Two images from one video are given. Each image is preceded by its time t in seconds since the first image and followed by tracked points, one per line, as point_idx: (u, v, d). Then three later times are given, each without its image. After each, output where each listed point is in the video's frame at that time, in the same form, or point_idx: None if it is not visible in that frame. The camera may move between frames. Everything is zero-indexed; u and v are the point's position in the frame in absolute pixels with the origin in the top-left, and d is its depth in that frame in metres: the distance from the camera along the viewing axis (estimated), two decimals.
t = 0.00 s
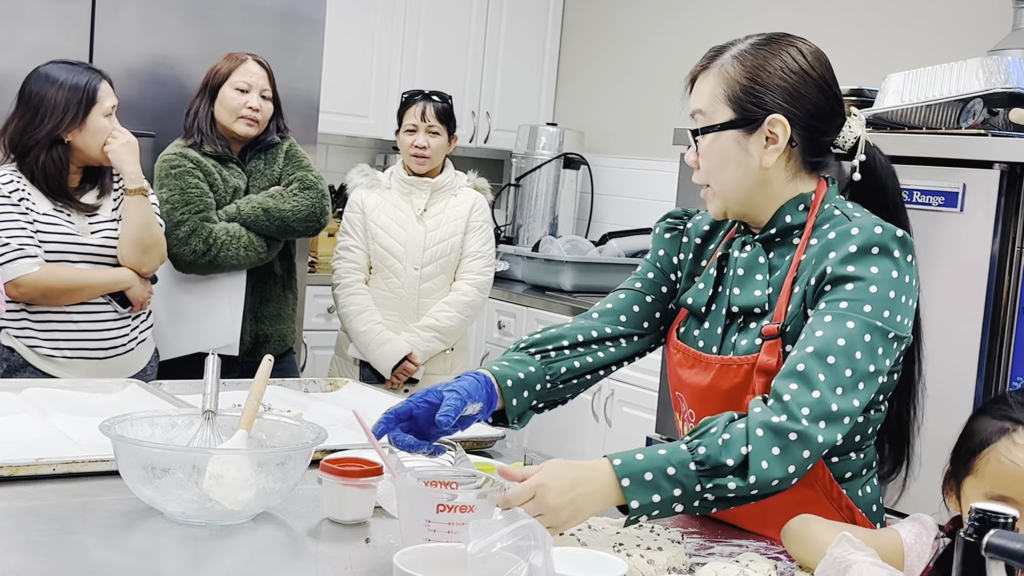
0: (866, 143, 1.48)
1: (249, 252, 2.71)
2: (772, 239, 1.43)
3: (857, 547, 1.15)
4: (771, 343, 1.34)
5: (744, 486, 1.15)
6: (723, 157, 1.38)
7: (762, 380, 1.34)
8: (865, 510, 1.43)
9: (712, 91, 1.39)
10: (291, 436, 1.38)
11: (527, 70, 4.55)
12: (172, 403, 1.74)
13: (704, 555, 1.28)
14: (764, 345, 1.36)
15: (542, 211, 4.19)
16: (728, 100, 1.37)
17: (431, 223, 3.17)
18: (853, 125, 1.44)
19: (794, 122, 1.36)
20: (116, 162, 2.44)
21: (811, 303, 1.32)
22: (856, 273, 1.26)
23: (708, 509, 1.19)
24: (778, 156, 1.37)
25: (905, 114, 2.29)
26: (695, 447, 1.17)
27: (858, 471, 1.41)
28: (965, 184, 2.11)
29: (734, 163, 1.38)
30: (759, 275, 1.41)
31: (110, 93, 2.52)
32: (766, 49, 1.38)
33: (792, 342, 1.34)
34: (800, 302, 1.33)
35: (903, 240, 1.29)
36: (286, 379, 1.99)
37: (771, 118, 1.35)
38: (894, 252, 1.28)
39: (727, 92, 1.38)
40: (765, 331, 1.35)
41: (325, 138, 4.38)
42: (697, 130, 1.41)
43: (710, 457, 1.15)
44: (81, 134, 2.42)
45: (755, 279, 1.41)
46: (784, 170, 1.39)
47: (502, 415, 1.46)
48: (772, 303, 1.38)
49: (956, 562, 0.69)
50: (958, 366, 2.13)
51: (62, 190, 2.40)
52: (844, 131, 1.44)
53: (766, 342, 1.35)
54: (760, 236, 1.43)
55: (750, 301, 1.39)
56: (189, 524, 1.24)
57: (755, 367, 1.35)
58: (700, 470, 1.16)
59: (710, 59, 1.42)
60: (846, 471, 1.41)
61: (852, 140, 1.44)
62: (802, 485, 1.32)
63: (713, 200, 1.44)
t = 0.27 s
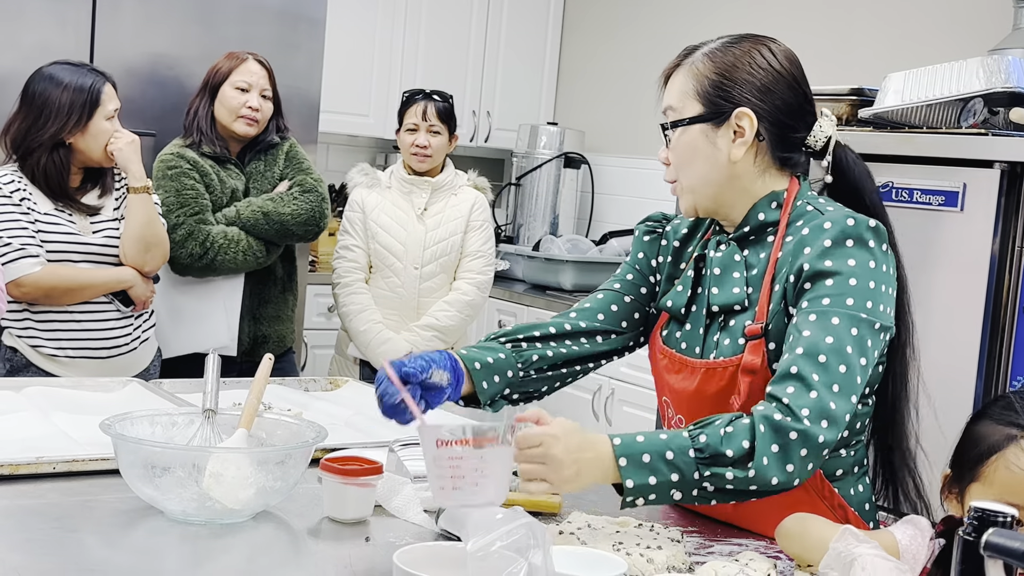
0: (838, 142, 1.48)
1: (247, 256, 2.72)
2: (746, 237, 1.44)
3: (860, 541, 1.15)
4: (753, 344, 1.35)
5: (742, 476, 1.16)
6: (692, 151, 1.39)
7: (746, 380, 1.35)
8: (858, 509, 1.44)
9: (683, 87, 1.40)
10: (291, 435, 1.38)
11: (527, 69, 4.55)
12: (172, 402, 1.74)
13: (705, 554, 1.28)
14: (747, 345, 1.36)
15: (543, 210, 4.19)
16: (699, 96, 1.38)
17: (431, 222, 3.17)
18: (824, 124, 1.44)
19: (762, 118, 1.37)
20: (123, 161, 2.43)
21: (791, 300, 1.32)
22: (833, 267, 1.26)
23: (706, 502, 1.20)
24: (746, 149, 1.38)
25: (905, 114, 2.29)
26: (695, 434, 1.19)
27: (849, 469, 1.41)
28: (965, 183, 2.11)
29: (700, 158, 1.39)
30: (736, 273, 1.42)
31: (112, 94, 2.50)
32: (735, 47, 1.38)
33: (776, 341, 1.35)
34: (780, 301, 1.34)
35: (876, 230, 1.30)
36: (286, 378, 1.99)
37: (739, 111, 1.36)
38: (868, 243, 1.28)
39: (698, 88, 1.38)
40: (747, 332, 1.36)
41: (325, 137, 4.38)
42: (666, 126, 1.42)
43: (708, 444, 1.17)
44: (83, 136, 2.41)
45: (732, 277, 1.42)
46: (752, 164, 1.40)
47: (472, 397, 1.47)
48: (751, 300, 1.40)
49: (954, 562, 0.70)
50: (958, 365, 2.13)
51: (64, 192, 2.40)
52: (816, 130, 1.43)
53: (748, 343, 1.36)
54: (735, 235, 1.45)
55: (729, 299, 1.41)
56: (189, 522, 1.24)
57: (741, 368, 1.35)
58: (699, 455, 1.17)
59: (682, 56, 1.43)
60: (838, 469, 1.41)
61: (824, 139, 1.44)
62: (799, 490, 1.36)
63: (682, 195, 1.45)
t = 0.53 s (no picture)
0: (798, 140, 1.50)
1: (247, 262, 2.74)
2: (714, 235, 1.45)
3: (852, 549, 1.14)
4: (721, 337, 1.37)
5: (673, 429, 1.21)
6: (656, 156, 1.40)
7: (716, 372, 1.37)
8: (841, 493, 1.46)
9: (644, 95, 1.41)
10: (292, 434, 1.38)
11: (528, 70, 4.55)
12: (174, 401, 1.75)
13: (704, 553, 1.28)
14: (716, 339, 1.39)
15: (543, 210, 4.20)
16: (660, 102, 1.39)
17: (430, 221, 3.18)
18: (785, 121, 1.45)
19: (721, 120, 1.38)
20: (123, 162, 2.44)
21: (751, 288, 1.36)
22: (786, 254, 1.31)
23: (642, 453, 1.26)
24: (708, 151, 1.39)
25: (905, 113, 2.29)
26: (639, 385, 1.24)
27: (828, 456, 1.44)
28: (965, 183, 2.11)
29: (665, 162, 1.40)
30: (704, 270, 1.44)
31: (114, 95, 2.50)
32: (693, 54, 1.40)
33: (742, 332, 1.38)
34: (742, 290, 1.38)
35: (829, 218, 1.34)
36: (287, 377, 2.00)
37: (698, 115, 1.37)
38: (822, 231, 1.33)
39: (659, 95, 1.40)
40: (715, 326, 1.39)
41: (326, 137, 4.38)
42: (630, 135, 1.43)
43: (649, 396, 1.23)
44: (86, 139, 2.40)
45: (701, 273, 1.45)
46: (716, 165, 1.41)
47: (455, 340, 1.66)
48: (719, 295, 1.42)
49: (953, 562, 0.70)
50: (958, 365, 2.13)
51: (67, 194, 2.40)
52: (776, 127, 1.44)
53: (715, 336, 1.39)
54: (703, 233, 1.47)
55: (697, 294, 1.43)
56: (190, 521, 1.24)
57: (710, 362, 1.37)
58: (638, 405, 1.23)
59: (644, 63, 1.45)
60: (817, 455, 1.44)
61: (785, 136, 1.44)
62: (776, 468, 1.37)
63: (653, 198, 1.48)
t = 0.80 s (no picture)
0: (737, 137, 1.56)
1: (247, 264, 2.73)
2: (655, 231, 1.53)
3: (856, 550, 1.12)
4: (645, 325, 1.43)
5: (546, 395, 1.29)
6: (603, 157, 1.47)
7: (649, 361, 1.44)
8: (778, 474, 1.54)
9: (590, 100, 1.47)
10: (292, 434, 1.38)
11: (529, 70, 4.55)
12: (174, 400, 1.75)
13: (705, 553, 1.28)
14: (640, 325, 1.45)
15: (543, 210, 4.20)
16: (604, 106, 1.45)
17: (432, 219, 3.18)
18: (723, 121, 1.52)
19: (662, 122, 1.44)
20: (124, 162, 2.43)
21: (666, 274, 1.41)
22: (691, 243, 1.36)
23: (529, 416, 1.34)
24: (651, 151, 1.45)
25: (907, 113, 2.29)
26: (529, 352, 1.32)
27: (763, 438, 1.54)
28: (967, 183, 2.10)
29: (611, 163, 1.46)
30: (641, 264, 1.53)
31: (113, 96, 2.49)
32: (633, 61, 1.46)
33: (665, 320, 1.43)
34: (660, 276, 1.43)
35: (738, 211, 1.38)
36: (287, 377, 2.00)
37: (640, 118, 1.43)
38: (729, 223, 1.36)
39: (603, 100, 1.45)
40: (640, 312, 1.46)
41: (327, 137, 4.38)
42: (577, 136, 1.50)
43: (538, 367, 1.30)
44: (86, 140, 2.40)
45: (637, 268, 1.54)
46: (657, 165, 1.48)
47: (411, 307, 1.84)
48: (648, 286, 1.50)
49: (954, 561, 0.70)
50: (959, 365, 2.13)
51: (67, 196, 2.40)
52: (715, 126, 1.52)
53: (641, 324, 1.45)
54: (646, 229, 1.54)
55: (628, 287, 1.51)
56: (191, 520, 1.24)
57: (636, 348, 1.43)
58: (525, 370, 1.30)
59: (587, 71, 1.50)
60: (751, 438, 1.53)
61: (724, 134, 1.52)
62: (712, 452, 1.51)
63: (604, 197, 1.55)
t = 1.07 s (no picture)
0: (674, 136, 1.62)
1: (244, 265, 2.74)
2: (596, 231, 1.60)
3: (859, 547, 1.12)
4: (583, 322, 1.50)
5: (477, 392, 1.38)
6: (545, 162, 1.54)
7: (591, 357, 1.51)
8: (727, 455, 1.59)
9: (529, 109, 1.54)
10: (293, 434, 1.38)
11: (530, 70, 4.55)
12: (175, 400, 1.75)
13: (706, 554, 1.28)
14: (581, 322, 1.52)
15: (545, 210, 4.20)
16: (544, 114, 1.52)
17: (436, 219, 3.21)
18: (660, 120, 1.58)
19: (599, 125, 1.51)
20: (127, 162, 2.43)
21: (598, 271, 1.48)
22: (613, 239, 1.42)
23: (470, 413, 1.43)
24: (590, 154, 1.52)
25: (908, 114, 2.29)
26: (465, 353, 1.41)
27: (707, 420, 1.59)
28: (968, 184, 2.10)
29: (553, 167, 1.54)
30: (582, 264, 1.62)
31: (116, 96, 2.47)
32: (569, 68, 1.53)
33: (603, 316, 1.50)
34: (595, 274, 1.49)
35: (655, 204, 1.44)
36: (288, 376, 2.00)
37: (578, 121, 1.50)
38: (648, 217, 1.43)
39: (543, 107, 1.52)
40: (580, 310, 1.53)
41: (329, 137, 4.38)
42: (521, 144, 1.57)
43: (474, 368, 1.39)
44: (89, 143, 2.39)
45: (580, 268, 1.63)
46: (597, 166, 1.54)
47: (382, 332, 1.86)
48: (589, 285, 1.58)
49: (954, 562, 0.69)
50: (960, 365, 2.13)
51: (70, 198, 2.40)
52: (652, 126, 1.57)
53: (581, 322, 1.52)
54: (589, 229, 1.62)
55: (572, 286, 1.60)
56: (191, 520, 1.24)
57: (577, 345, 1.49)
58: (458, 370, 1.40)
59: (527, 81, 1.57)
60: (697, 421, 1.59)
61: (661, 133, 1.57)
62: (662, 436, 1.57)
63: (549, 199, 1.63)
